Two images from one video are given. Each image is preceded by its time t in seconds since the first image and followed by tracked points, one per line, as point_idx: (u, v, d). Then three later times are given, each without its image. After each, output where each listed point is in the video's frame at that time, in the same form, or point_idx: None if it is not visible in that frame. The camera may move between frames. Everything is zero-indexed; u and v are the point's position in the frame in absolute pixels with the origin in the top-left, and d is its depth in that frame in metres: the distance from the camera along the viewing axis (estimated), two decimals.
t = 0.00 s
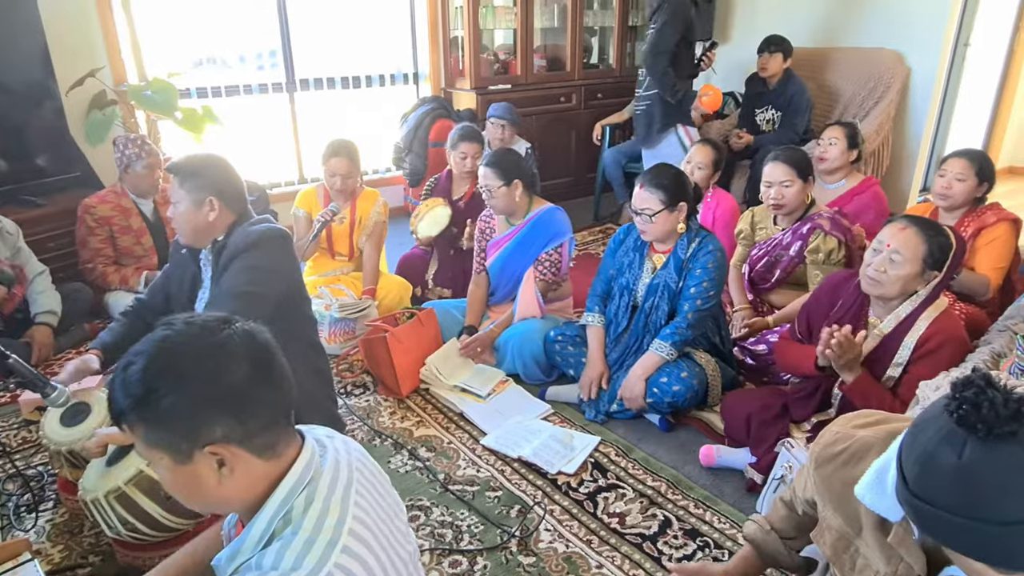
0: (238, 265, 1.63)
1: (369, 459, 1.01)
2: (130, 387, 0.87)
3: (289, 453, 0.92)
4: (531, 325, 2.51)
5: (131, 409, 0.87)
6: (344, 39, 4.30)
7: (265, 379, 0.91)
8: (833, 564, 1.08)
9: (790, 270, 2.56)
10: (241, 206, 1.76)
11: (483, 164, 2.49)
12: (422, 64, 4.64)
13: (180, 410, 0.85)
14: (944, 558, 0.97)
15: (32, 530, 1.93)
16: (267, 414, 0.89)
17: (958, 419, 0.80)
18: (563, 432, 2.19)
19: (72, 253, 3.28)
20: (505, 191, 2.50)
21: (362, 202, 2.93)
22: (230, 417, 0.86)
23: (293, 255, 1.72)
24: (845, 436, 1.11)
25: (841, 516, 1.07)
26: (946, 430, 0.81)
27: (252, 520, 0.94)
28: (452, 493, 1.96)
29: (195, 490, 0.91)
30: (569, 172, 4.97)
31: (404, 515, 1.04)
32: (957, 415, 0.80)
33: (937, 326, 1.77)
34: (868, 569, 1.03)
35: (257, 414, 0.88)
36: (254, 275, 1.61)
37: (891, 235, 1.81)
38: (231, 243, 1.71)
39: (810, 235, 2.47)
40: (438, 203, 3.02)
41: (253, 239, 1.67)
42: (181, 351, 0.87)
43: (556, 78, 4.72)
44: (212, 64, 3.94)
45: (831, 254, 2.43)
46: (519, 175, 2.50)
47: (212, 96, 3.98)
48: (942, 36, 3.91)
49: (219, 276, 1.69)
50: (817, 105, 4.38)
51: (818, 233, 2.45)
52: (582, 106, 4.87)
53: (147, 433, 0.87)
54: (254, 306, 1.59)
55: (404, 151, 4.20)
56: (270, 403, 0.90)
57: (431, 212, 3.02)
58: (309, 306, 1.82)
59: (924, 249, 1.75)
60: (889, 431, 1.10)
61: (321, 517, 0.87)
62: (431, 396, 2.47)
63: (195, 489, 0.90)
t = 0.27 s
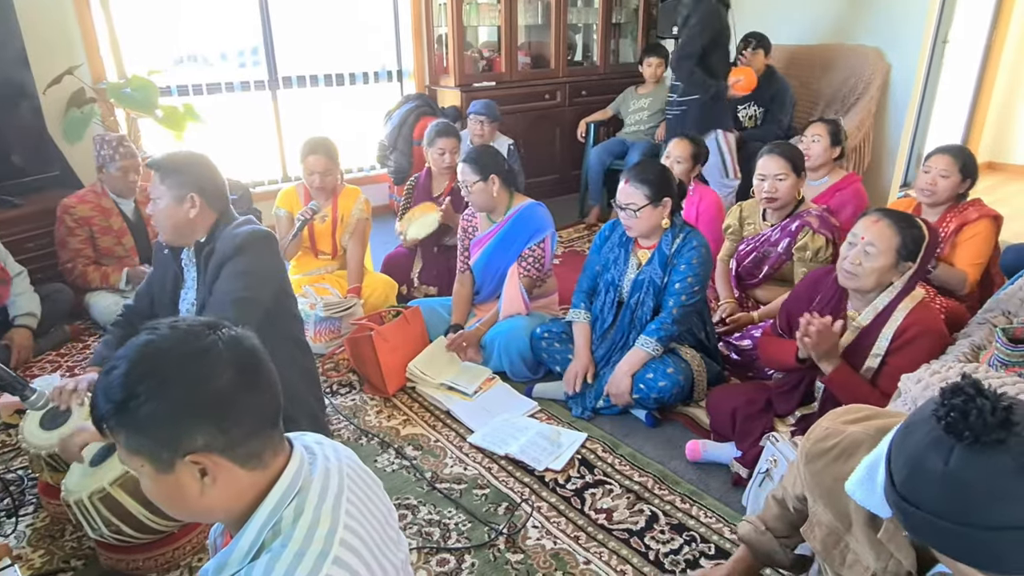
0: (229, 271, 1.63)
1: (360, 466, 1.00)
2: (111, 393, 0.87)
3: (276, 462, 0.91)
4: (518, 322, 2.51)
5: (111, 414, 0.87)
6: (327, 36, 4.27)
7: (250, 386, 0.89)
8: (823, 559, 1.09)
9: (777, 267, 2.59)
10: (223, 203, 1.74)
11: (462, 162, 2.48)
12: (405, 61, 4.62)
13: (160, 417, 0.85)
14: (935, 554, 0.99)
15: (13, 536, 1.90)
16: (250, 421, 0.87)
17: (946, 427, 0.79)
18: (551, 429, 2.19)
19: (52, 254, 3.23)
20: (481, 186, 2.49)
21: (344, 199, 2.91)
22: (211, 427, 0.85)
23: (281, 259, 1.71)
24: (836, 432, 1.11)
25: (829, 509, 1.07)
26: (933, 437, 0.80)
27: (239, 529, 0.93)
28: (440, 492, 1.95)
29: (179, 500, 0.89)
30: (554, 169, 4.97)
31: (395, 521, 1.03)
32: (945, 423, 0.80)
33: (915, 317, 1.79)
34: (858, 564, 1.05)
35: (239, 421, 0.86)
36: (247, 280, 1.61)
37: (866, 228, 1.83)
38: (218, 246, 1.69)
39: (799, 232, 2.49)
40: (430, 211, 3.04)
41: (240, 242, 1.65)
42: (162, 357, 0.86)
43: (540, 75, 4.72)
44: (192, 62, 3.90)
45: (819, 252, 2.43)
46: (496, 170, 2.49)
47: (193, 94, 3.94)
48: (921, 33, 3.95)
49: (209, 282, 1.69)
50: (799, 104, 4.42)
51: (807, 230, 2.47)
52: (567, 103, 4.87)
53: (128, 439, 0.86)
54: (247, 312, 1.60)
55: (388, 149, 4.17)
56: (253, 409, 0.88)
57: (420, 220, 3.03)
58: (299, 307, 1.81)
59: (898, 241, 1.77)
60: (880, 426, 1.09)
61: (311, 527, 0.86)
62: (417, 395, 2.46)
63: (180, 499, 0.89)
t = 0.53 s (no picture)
0: (230, 283, 1.63)
1: (350, 468, 0.99)
2: (98, 395, 0.86)
3: (264, 466, 0.91)
4: (508, 322, 2.51)
5: (98, 415, 0.86)
6: (314, 37, 4.26)
7: (240, 389, 0.89)
8: (812, 554, 1.09)
9: (770, 267, 2.62)
10: (228, 211, 1.72)
11: (450, 162, 2.48)
12: (394, 62, 4.61)
13: (146, 419, 0.84)
14: (922, 545, 0.99)
15: None
16: (239, 424, 0.87)
17: (945, 409, 0.80)
18: (542, 429, 2.19)
19: (37, 256, 3.20)
20: (469, 186, 2.49)
21: (331, 200, 2.90)
22: (198, 429, 0.85)
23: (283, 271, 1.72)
24: (824, 428, 1.12)
25: (816, 505, 1.08)
26: (933, 419, 0.81)
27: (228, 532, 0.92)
28: (430, 493, 1.95)
29: (165, 503, 0.89)
30: (543, 170, 4.97)
31: (387, 523, 1.03)
32: (944, 405, 0.80)
33: (893, 311, 1.80)
34: (847, 558, 1.06)
35: (226, 424, 0.86)
36: (251, 291, 1.63)
37: (841, 225, 1.85)
38: (222, 257, 1.68)
39: (794, 235, 2.50)
40: (406, 203, 3.04)
41: (245, 254, 1.65)
42: (152, 360, 0.85)
43: (529, 76, 4.73)
44: (179, 63, 3.88)
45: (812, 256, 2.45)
46: (483, 170, 2.50)
47: (179, 95, 3.92)
48: (905, 33, 3.99)
49: (209, 293, 1.67)
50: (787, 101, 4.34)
51: (802, 233, 2.49)
52: (556, 104, 4.88)
53: (114, 441, 0.85)
54: (246, 322, 1.62)
55: (378, 150, 4.16)
56: (242, 412, 0.88)
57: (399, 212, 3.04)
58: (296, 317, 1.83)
59: (872, 237, 1.79)
60: (868, 421, 1.10)
61: (300, 529, 0.85)
62: (407, 396, 2.46)
63: (166, 501, 0.89)
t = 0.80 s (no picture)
0: (236, 297, 1.63)
1: (340, 464, 0.99)
2: (88, 387, 0.86)
3: (252, 460, 0.90)
4: (499, 322, 2.52)
5: (87, 407, 0.86)
6: (303, 37, 4.24)
7: (229, 385, 0.88)
8: (794, 550, 1.10)
9: (759, 266, 2.63)
10: (237, 223, 1.71)
11: (444, 162, 2.48)
12: (384, 63, 4.61)
13: (134, 413, 0.83)
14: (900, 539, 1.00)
15: None
16: (228, 418, 0.87)
17: (908, 403, 0.80)
18: (533, 428, 2.20)
19: (24, 258, 3.18)
20: (462, 186, 2.50)
21: (323, 201, 2.89)
22: (185, 423, 0.84)
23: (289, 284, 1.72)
24: (802, 425, 1.13)
25: (798, 502, 1.09)
26: (899, 414, 0.81)
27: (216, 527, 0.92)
28: (422, 493, 1.95)
29: (153, 497, 0.88)
30: (534, 169, 4.98)
31: (377, 520, 1.03)
32: (908, 399, 0.81)
33: (872, 304, 1.81)
34: (828, 554, 1.06)
35: (215, 419, 0.86)
36: (257, 307, 1.63)
37: (818, 221, 1.88)
38: (231, 269, 1.67)
39: (782, 232, 2.52)
40: (396, 207, 3.04)
41: (254, 269, 1.65)
42: (142, 354, 0.85)
43: (519, 76, 4.73)
44: (167, 63, 3.86)
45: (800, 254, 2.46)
46: (476, 169, 2.50)
47: (168, 95, 3.90)
48: (889, 33, 4.03)
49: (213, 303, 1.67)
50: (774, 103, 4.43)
51: (790, 231, 2.50)
52: (546, 104, 4.88)
53: (103, 434, 0.85)
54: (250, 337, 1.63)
55: (367, 150, 4.15)
56: (231, 407, 0.87)
57: (389, 215, 3.03)
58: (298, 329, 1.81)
59: (848, 232, 1.82)
60: (844, 417, 1.12)
61: (289, 523, 0.85)
62: (398, 396, 2.46)
63: (153, 495, 0.88)
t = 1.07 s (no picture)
0: (230, 296, 1.64)
1: (330, 460, 1.00)
2: (82, 376, 0.85)
3: (243, 453, 0.90)
4: (494, 321, 2.52)
5: (81, 397, 0.86)
6: (295, 37, 4.23)
7: (222, 378, 0.88)
8: (781, 547, 1.10)
9: (747, 263, 2.63)
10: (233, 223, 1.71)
11: (445, 160, 2.48)
12: (377, 63, 4.60)
13: (127, 403, 0.83)
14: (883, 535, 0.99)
15: None
16: (219, 410, 0.87)
17: (876, 383, 0.81)
18: (527, 428, 2.20)
19: (15, 259, 3.16)
20: (462, 185, 2.50)
21: (319, 201, 2.88)
22: (177, 414, 0.84)
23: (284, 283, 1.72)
24: (788, 423, 1.14)
25: (785, 501, 1.09)
26: (868, 395, 0.82)
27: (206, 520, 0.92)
28: (416, 493, 1.95)
29: (144, 489, 0.88)
30: (528, 169, 4.98)
31: (367, 514, 1.03)
32: (876, 379, 0.81)
33: (860, 298, 1.82)
34: (814, 551, 1.05)
35: (207, 411, 0.86)
36: (253, 305, 1.63)
37: (804, 218, 1.89)
38: (226, 267, 1.67)
39: (767, 227, 2.54)
40: (407, 201, 3.06)
41: (249, 267, 1.65)
42: (137, 344, 0.85)
43: (512, 76, 4.73)
44: (159, 64, 3.84)
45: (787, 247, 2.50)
46: (477, 169, 2.51)
47: (160, 96, 3.88)
48: (880, 32, 4.05)
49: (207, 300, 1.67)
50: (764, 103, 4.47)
51: (775, 226, 2.52)
52: (539, 104, 4.89)
53: (96, 424, 0.85)
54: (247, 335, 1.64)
55: (361, 150, 4.15)
56: (224, 399, 0.87)
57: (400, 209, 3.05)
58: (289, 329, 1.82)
59: (834, 227, 1.83)
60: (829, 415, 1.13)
61: (278, 514, 0.86)
62: (393, 396, 2.45)
63: (143, 488, 0.88)
